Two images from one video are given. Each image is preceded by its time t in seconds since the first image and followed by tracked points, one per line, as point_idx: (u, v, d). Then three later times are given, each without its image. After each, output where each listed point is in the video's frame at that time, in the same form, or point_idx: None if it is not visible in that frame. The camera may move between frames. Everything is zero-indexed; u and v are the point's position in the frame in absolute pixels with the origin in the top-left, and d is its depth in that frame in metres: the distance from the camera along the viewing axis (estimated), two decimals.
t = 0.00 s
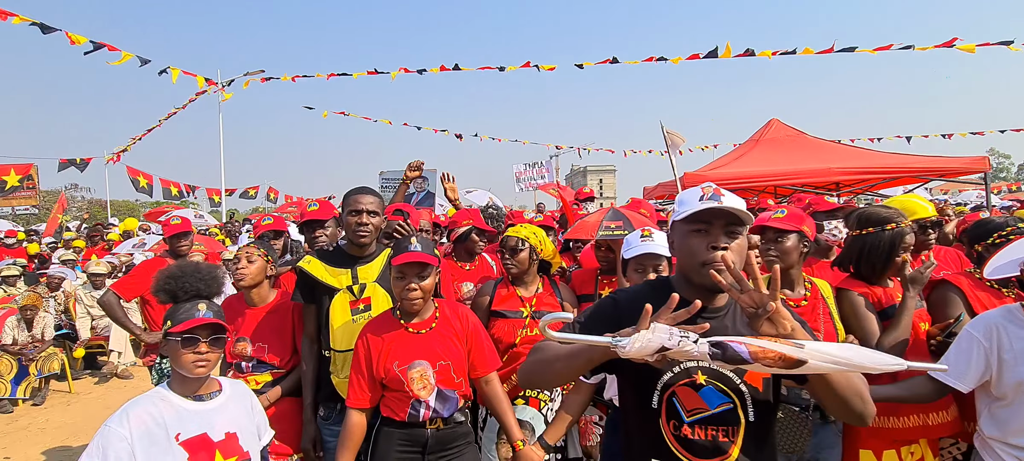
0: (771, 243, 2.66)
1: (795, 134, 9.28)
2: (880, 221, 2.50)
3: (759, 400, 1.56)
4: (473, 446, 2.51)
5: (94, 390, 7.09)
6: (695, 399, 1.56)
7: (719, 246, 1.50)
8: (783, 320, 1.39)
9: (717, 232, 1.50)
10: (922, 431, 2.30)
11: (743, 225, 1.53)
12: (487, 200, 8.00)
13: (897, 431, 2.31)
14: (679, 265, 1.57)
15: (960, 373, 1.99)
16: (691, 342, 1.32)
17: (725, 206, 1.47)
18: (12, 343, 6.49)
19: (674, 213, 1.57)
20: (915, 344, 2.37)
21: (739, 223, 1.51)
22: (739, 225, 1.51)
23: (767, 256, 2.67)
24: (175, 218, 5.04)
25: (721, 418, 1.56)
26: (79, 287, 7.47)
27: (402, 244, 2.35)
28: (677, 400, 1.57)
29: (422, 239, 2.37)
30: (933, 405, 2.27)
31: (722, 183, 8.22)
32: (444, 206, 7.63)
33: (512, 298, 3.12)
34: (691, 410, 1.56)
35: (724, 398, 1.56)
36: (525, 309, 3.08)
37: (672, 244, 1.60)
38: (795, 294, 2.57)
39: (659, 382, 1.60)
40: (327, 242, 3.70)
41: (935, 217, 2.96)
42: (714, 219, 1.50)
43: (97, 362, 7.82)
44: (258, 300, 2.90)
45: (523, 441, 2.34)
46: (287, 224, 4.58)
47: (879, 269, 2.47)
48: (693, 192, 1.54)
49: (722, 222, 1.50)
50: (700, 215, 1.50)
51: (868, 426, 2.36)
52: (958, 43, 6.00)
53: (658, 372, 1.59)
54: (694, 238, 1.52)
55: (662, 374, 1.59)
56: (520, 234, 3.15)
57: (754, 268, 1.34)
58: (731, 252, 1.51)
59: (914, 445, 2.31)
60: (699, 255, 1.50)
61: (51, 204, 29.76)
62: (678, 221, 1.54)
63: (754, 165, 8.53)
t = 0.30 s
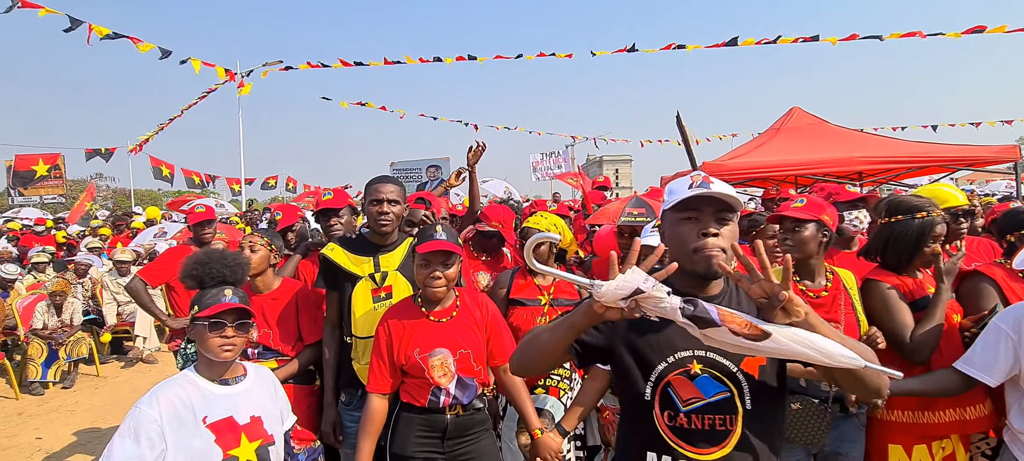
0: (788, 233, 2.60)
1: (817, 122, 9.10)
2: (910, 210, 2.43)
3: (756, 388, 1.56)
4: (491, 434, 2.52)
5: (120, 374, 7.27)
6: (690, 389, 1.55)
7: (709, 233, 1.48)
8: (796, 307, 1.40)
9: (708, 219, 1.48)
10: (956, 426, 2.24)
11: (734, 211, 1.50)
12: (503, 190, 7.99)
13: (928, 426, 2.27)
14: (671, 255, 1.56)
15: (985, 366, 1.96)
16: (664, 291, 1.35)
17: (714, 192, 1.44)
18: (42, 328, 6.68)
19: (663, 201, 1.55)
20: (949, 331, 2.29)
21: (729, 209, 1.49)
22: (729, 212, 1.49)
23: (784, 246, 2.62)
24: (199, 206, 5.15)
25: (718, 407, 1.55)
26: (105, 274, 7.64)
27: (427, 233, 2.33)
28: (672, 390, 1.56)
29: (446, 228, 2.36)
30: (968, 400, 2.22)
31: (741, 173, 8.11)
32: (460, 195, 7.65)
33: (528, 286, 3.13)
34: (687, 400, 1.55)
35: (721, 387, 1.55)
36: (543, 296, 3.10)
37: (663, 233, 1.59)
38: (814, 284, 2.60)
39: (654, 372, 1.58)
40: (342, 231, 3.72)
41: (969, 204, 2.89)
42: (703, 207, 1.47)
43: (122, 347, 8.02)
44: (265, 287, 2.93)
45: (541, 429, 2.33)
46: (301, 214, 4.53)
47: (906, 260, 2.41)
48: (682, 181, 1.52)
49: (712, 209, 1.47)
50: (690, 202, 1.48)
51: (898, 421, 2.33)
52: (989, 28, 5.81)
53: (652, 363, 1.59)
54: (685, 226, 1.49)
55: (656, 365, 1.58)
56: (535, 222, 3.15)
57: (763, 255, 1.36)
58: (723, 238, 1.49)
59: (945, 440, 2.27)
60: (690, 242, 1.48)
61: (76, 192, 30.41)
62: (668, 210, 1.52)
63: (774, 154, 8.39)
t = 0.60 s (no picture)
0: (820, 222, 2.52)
1: (854, 108, 8.81)
2: (955, 195, 2.35)
3: (778, 379, 1.54)
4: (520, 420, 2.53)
5: (160, 358, 7.55)
6: (709, 380, 1.54)
7: (730, 219, 1.43)
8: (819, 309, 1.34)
9: (729, 205, 1.45)
10: (1005, 419, 2.17)
11: (756, 198, 1.47)
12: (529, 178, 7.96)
13: (974, 419, 2.20)
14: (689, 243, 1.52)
15: None
16: (681, 291, 1.32)
17: (735, 176, 1.42)
18: (87, 313, 6.96)
19: (683, 188, 1.52)
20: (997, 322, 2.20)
21: (751, 195, 1.46)
22: (750, 199, 1.46)
23: (818, 234, 2.54)
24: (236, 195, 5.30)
25: (738, 398, 1.54)
26: (145, 262, 7.91)
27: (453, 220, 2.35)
28: (691, 381, 1.55)
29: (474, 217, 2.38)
30: (1019, 392, 2.14)
31: (773, 160, 7.92)
32: (487, 184, 7.66)
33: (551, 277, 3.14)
34: (707, 390, 1.54)
35: (741, 377, 1.53)
36: (565, 287, 3.10)
37: (683, 221, 1.55)
38: (849, 274, 2.51)
39: (673, 362, 1.57)
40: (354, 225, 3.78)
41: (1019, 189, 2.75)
42: (724, 192, 1.45)
43: (162, 332, 8.31)
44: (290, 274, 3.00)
45: (569, 417, 2.34)
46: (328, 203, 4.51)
47: (952, 247, 2.33)
48: (702, 166, 1.49)
49: (733, 195, 1.45)
50: (711, 188, 1.45)
51: (943, 415, 2.27)
52: None
53: (670, 353, 1.57)
54: (706, 212, 1.46)
55: (675, 355, 1.56)
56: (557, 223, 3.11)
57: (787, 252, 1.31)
58: (744, 225, 1.44)
59: (991, 435, 2.22)
60: (710, 229, 1.44)
61: (116, 183, 31.44)
62: (688, 195, 1.49)
63: (808, 140, 8.17)
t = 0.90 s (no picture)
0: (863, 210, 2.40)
1: (898, 92, 8.46)
2: (1011, 182, 2.24)
3: (840, 376, 1.49)
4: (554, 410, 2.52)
5: (202, 343, 7.83)
6: (770, 373, 1.48)
7: (810, 204, 1.41)
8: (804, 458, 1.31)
9: (808, 192, 1.42)
10: None
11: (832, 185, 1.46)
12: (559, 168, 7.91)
13: None
14: (762, 229, 1.46)
15: None
16: None
17: (815, 161, 1.40)
18: (134, 299, 7.25)
19: (753, 172, 1.48)
20: None
21: (828, 183, 1.44)
22: (828, 184, 1.44)
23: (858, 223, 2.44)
24: (273, 185, 5.43)
25: (799, 393, 1.49)
26: (187, 250, 8.19)
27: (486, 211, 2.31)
28: (750, 373, 1.49)
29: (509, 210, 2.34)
30: None
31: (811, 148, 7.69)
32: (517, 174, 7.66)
33: (581, 271, 3.15)
34: (765, 384, 1.49)
35: (803, 373, 1.48)
36: (596, 279, 3.12)
37: (751, 208, 1.50)
38: (894, 263, 2.40)
39: (730, 354, 1.50)
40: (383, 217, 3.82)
41: None
42: (804, 176, 1.42)
43: (203, 319, 8.61)
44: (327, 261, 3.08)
45: (602, 410, 2.35)
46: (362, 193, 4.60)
47: (1008, 236, 2.20)
48: (775, 150, 1.46)
49: (813, 179, 1.42)
50: (791, 172, 1.42)
51: (1000, 412, 2.23)
52: None
53: (731, 343, 1.49)
54: (783, 197, 1.42)
55: (734, 346, 1.49)
56: (586, 220, 3.05)
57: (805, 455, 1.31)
58: (824, 210, 1.41)
59: None
60: (788, 214, 1.40)
61: (158, 175, 32.57)
62: (762, 179, 1.45)
63: (849, 127, 7.89)
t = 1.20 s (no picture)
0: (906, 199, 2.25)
1: (941, 80, 8.12)
2: None
3: (921, 375, 1.59)
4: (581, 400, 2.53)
5: (235, 329, 8.05)
6: (867, 376, 1.50)
7: (924, 192, 1.42)
8: None
9: (919, 180, 1.43)
10: None
11: (939, 176, 1.48)
12: (584, 159, 7.86)
13: None
14: (866, 218, 1.47)
15: None
16: None
17: (927, 148, 1.41)
18: (171, 285, 7.48)
19: (855, 159, 1.48)
20: None
21: (936, 171, 1.46)
22: (937, 175, 1.46)
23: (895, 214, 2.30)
24: (302, 173, 5.53)
25: (892, 396, 1.54)
26: (220, 239, 8.40)
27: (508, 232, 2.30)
28: (850, 377, 1.50)
29: (529, 225, 2.28)
30: None
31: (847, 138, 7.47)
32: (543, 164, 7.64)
33: (605, 262, 3.12)
34: (863, 388, 1.51)
35: (898, 377, 1.53)
36: (621, 274, 3.09)
37: (850, 196, 1.51)
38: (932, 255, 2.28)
39: (831, 357, 1.50)
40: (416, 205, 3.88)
41: None
42: (916, 164, 1.43)
43: (236, 305, 8.84)
44: (371, 249, 3.19)
45: (627, 402, 2.37)
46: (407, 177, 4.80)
47: None
48: (878, 137, 1.48)
49: (924, 169, 1.43)
50: (904, 159, 1.43)
51: None
52: None
53: (836, 347, 1.48)
54: (894, 185, 1.42)
55: (839, 349, 1.49)
56: (614, 212, 3.02)
57: None
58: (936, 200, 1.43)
59: None
60: (900, 202, 1.41)
61: (194, 166, 33.48)
62: (869, 166, 1.45)
63: (887, 117, 7.62)
